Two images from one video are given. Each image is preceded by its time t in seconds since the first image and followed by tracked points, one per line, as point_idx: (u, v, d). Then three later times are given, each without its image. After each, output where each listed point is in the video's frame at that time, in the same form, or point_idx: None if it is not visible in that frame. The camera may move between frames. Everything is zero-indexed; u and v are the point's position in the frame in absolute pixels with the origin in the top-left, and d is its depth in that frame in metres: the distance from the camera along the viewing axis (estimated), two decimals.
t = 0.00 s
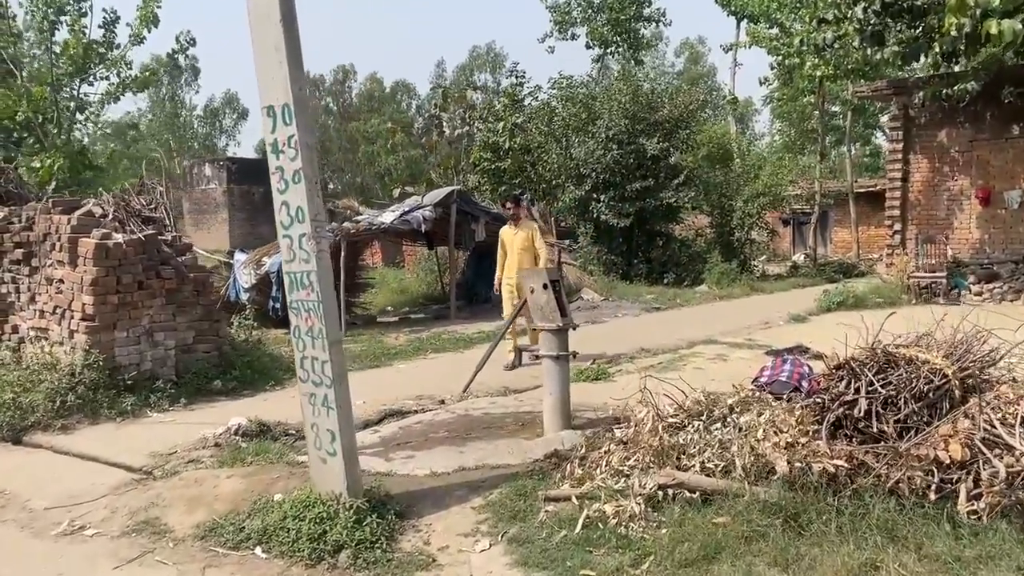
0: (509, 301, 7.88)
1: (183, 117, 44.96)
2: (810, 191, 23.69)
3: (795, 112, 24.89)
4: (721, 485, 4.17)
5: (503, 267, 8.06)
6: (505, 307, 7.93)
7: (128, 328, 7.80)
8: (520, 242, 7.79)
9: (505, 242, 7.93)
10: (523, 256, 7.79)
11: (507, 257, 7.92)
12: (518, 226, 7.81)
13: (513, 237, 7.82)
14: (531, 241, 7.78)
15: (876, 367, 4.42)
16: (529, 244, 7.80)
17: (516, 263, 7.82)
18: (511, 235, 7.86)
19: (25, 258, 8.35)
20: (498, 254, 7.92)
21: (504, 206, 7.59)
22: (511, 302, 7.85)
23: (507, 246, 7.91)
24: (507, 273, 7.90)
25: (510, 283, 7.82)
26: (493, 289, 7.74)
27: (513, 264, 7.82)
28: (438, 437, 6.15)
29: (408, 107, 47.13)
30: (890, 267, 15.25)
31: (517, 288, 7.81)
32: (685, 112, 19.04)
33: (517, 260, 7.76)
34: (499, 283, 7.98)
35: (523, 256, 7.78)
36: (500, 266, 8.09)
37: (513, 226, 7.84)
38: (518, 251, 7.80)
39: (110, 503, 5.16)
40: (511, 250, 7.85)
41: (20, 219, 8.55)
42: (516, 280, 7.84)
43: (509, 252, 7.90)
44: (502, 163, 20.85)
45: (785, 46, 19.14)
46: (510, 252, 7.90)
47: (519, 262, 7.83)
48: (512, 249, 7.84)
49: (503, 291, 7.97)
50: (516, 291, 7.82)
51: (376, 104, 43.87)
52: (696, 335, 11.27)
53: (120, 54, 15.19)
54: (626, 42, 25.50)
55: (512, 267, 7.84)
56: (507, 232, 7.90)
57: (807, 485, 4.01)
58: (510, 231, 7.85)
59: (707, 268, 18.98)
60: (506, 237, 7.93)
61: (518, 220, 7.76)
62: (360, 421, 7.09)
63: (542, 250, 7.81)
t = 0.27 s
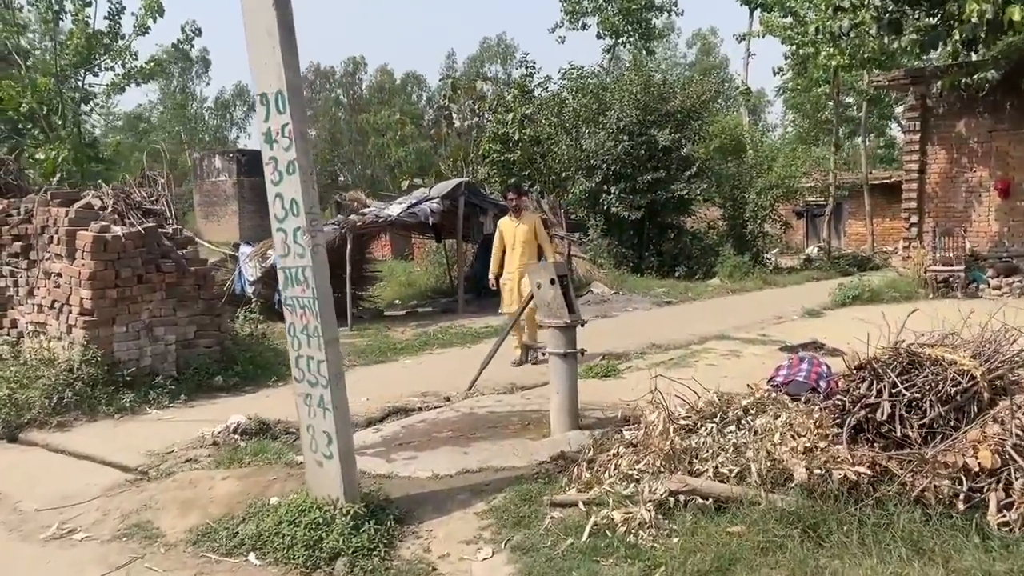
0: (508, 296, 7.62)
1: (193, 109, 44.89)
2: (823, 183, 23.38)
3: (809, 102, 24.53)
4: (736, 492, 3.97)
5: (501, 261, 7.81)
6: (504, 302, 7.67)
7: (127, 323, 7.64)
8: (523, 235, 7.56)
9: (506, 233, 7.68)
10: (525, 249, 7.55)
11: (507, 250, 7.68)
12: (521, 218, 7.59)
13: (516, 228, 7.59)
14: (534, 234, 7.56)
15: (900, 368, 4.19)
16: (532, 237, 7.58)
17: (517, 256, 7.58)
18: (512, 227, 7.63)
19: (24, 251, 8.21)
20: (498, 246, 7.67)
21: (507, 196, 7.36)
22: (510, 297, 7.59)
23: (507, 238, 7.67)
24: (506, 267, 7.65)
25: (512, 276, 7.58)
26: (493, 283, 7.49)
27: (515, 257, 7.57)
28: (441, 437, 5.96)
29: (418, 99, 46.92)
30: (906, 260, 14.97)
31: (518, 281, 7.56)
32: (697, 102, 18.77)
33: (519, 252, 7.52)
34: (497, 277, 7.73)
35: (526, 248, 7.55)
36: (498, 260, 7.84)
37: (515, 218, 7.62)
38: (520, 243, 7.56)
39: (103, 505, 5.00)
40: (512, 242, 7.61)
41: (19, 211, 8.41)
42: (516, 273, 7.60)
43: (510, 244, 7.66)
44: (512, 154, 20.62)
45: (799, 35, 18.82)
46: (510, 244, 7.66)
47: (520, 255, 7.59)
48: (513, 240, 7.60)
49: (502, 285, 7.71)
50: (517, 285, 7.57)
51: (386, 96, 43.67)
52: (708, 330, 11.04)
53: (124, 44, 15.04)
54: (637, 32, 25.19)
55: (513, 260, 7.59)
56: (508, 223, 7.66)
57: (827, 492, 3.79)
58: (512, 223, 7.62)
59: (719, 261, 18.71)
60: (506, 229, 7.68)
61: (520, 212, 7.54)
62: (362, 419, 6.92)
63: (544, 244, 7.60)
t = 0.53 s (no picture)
0: (509, 294, 7.41)
1: (202, 102, 44.78)
2: (836, 176, 23.06)
3: (821, 92, 24.17)
4: (749, 499, 3.76)
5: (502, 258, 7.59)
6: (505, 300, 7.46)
7: (123, 318, 7.48)
8: (526, 232, 7.34)
9: (507, 230, 7.46)
10: (528, 246, 7.34)
11: (508, 246, 7.45)
12: (523, 214, 7.37)
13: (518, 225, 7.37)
14: (536, 230, 7.34)
15: (923, 369, 3.97)
16: (534, 233, 7.37)
17: (519, 253, 7.36)
18: (513, 223, 7.41)
19: (19, 245, 8.06)
20: (498, 243, 7.44)
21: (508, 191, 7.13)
22: (512, 295, 7.38)
23: (508, 235, 7.44)
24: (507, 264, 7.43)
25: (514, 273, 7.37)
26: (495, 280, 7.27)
27: (517, 254, 7.36)
28: (442, 436, 5.77)
29: (427, 91, 46.67)
30: (921, 254, 14.69)
31: (520, 279, 7.36)
32: (708, 93, 18.49)
33: (521, 249, 7.31)
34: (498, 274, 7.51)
35: (528, 245, 7.34)
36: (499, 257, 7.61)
37: (516, 213, 7.39)
38: (522, 240, 7.35)
39: (90, 508, 4.84)
40: (514, 239, 7.39)
41: (15, 204, 8.26)
42: (517, 270, 7.39)
43: (511, 240, 7.44)
44: (519, 146, 20.38)
45: (812, 24, 18.49)
46: (511, 241, 7.44)
47: (522, 252, 7.38)
48: (515, 237, 7.38)
49: (502, 283, 7.50)
50: (519, 283, 7.36)
51: (395, 88, 43.45)
52: (718, 325, 10.82)
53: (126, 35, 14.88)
54: (647, 22, 24.87)
55: (515, 258, 7.38)
56: (509, 219, 7.44)
57: (845, 501, 3.58)
58: (514, 220, 7.40)
59: (729, 254, 18.45)
60: (507, 225, 7.46)
61: (522, 208, 7.32)
62: (363, 417, 6.73)
63: (547, 240, 7.39)
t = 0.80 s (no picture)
0: (508, 291, 7.21)
1: (209, 96, 44.64)
2: (847, 169, 22.73)
3: (832, 83, 23.81)
4: (760, 510, 3.54)
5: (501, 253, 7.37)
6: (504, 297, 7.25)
7: (116, 313, 7.30)
8: (527, 228, 7.12)
9: (506, 225, 7.23)
10: (529, 241, 7.13)
11: (508, 242, 7.23)
12: (524, 209, 7.15)
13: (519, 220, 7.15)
14: (537, 226, 7.13)
15: (944, 371, 3.74)
16: (536, 229, 7.16)
17: (519, 250, 7.15)
18: (513, 218, 7.18)
19: (11, 238, 7.90)
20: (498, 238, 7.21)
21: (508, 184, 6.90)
22: (511, 292, 7.18)
23: (508, 230, 7.22)
24: (507, 260, 7.22)
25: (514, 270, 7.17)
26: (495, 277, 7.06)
27: (517, 251, 7.15)
28: (440, 437, 5.57)
29: (435, 84, 46.38)
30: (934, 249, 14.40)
31: (520, 276, 7.15)
32: (716, 85, 18.21)
33: (521, 246, 7.09)
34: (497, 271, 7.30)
35: (529, 241, 7.13)
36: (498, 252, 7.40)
37: (517, 208, 7.17)
38: (523, 236, 7.13)
39: (73, 512, 4.66)
40: (515, 235, 7.17)
41: (7, 196, 8.09)
42: (518, 267, 7.18)
43: (511, 236, 7.22)
44: (526, 139, 20.15)
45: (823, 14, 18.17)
46: (511, 236, 7.22)
47: (522, 248, 7.17)
48: (516, 233, 7.17)
49: (502, 279, 7.29)
50: (519, 280, 7.16)
51: (402, 81, 43.18)
52: (726, 321, 10.58)
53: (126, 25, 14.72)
54: (655, 13, 24.55)
55: (515, 254, 7.17)
56: (509, 214, 7.21)
57: (863, 512, 3.36)
58: (515, 215, 7.18)
59: (738, 247, 18.18)
60: (507, 220, 7.23)
61: (523, 202, 7.09)
62: (360, 417, 6.54)
63: (548, 236, 7.18)
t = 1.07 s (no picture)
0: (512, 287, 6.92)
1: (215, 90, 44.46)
2: (858, 162, 22.40)
3: (842, 75, 23.49)
4: (773, 520, 3.32)
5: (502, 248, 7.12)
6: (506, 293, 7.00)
7: (108, 309, 7.12)
8: (532, 220, 6.92)
9: (509, 217, 7.00)
10: (534, 235, 6.92)
11: (511, 236, 7.00)
12: (527, 201, 6.94)
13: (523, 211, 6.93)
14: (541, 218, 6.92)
15: (970, 373, 3.53)
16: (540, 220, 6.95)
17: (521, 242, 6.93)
18: (515, 211, 6.96)
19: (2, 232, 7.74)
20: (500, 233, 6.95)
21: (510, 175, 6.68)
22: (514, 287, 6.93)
23: (510, 223, 6.99)
24: (510, 254, 6.98)
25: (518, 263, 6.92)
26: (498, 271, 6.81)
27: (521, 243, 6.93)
28: (439, 438, 5.36)
29: (441, 78, 46.07)
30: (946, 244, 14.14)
31: (526, 270, 6.90)
32: (724, 76, 17.93)
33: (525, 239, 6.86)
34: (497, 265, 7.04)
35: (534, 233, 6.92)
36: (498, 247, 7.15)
37: (519, 200, 6.95)
38: (527, 228, 6.91)
39: (53, 517, 4.48)
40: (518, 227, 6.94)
41: None
42: (523, 262, 6.93)
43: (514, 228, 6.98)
44: (531, 132, 19.94)
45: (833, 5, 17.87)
46: (513, 230, 6.99)
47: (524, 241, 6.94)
48: (519, 225, 6.94)
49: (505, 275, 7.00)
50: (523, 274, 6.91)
51: (408, 75, 42.91)
52: (734, 317, 10.36)
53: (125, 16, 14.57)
54: (663, 5, 24.27)
55: (519, 248, 6.94)
56: (510, 207, 6.97)
57: (884, 524, 3.14)
58: (517, 207, 6.96)
59: (746, 242, 17.92)
60: (508, 214, 6.98)
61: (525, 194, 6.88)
62: (356, 416, 6.34)
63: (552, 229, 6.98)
